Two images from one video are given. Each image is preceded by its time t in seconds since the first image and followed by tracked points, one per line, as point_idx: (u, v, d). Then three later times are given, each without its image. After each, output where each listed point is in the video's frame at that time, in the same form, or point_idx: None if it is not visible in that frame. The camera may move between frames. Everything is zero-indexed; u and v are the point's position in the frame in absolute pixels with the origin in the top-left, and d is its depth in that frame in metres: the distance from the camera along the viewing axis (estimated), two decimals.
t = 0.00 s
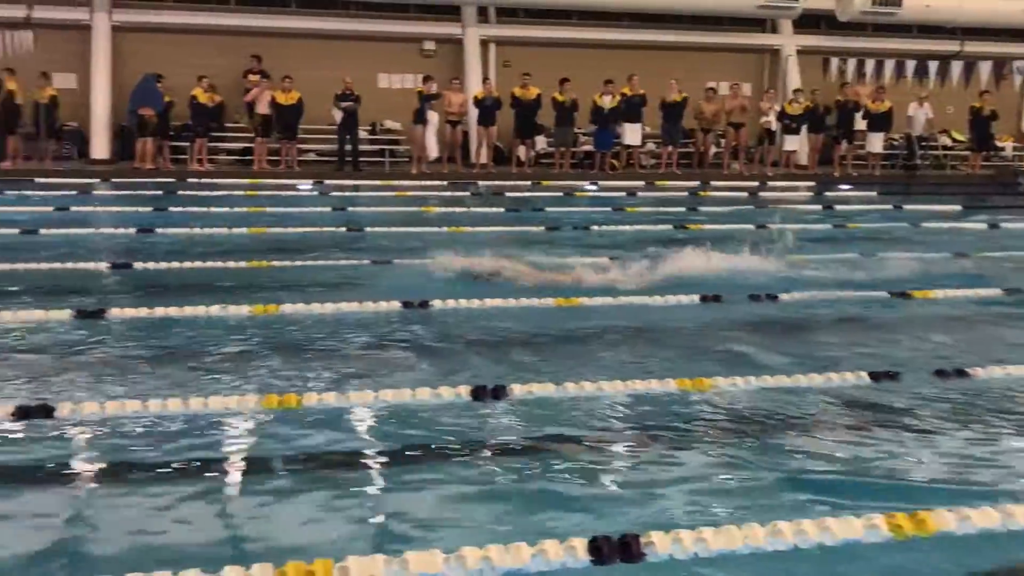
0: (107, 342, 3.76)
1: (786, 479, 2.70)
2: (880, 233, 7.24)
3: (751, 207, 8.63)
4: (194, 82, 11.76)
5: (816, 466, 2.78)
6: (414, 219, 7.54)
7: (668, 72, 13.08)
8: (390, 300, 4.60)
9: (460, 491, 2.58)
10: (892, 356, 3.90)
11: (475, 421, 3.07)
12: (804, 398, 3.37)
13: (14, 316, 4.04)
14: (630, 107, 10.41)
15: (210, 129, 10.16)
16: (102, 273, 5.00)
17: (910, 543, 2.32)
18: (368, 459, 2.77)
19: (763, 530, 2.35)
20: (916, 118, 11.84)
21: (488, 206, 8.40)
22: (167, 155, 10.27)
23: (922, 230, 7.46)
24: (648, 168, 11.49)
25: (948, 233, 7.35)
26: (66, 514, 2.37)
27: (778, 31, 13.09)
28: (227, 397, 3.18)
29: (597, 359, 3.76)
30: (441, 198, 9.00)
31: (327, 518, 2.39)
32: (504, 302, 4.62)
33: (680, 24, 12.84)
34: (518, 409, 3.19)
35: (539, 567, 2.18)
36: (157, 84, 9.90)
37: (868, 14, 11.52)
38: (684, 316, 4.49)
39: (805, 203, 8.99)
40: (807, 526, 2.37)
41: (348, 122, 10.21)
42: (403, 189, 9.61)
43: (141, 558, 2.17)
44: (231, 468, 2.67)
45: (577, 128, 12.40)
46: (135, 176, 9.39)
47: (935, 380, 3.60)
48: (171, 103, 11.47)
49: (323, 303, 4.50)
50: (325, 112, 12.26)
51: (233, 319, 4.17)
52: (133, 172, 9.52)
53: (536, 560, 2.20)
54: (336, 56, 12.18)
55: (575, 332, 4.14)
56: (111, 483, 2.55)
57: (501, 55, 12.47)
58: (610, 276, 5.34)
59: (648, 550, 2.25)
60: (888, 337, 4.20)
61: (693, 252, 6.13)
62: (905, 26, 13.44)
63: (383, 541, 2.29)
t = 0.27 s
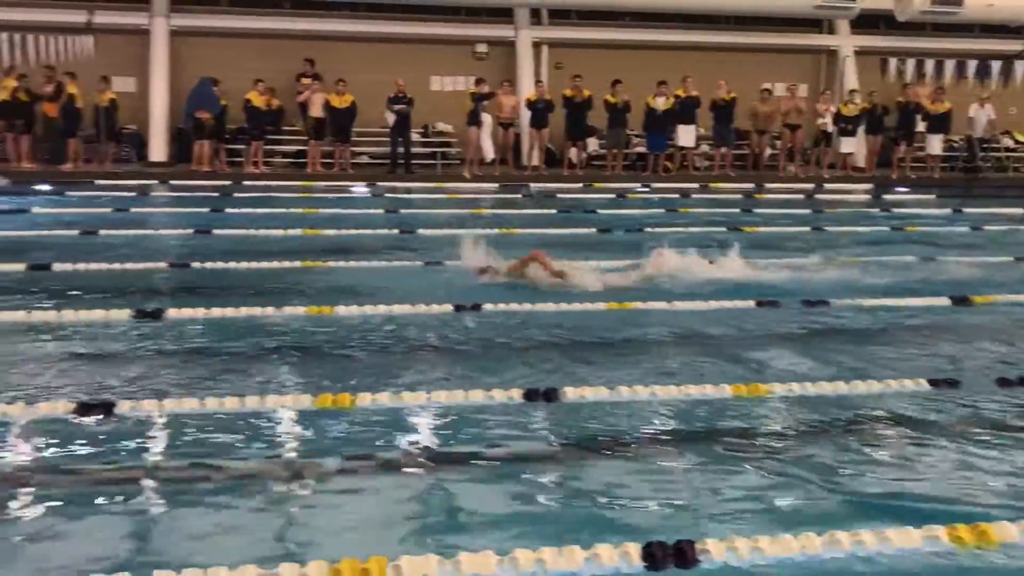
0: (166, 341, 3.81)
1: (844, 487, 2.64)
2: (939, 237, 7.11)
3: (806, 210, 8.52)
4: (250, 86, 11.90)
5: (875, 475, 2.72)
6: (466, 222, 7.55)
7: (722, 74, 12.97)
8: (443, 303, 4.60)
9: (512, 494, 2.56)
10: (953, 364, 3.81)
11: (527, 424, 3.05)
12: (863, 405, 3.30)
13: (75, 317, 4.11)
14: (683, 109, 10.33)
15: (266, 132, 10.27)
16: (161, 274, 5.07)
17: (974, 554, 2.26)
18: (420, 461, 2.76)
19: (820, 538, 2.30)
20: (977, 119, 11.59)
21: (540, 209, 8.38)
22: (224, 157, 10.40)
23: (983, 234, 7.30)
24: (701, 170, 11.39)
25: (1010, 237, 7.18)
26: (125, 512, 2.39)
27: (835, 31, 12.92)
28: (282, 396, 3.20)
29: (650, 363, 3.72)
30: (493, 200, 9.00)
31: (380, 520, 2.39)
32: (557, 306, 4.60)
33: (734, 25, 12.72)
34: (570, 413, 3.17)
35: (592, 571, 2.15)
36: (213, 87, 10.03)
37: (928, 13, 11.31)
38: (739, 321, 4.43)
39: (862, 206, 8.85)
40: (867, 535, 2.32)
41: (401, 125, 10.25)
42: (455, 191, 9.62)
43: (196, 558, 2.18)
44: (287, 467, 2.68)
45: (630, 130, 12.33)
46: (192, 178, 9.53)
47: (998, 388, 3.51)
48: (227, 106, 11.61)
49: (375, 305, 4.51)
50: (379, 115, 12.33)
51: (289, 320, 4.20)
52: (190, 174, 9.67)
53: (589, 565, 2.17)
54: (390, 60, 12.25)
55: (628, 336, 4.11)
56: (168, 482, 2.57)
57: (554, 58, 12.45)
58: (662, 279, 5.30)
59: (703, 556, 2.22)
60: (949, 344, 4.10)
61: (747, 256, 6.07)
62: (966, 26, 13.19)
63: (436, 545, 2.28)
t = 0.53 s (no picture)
0: (222, 340, 3.87)
1: (900, 495, 2.60)
2: (998, 241, 6.98)
3: (861, 214, 8.41)
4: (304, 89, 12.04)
5: (932, 482, 2.68)
6: (517, 224, 7.57)
7: (775, 76, 12.84)
8: (494, 305, 4.61)
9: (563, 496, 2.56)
10: (1013, 371, 3.74)
11: (578, 426, 3.05)
12: (919, 411, 3.25)
13: (133, 316, 4.19)
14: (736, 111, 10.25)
15: (319, 135, 10.38)
16: (217, 274, 5.15)
17: None
18: (471, 461, 2.77)
19: (875, 546, 2.27)
20: None
21: (590, 211, 8.37)
22: (278, 160, 10.53)
23: None
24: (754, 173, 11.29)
25: None
26: (182, 508, 2.43)
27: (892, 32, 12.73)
28: (335, 396, 3.23)
29: (702, 367, 3.70)
30: (544, 203, 9.00)
31: (432, 520, 2.40)
32: (608, 309, 4.59)
33: (788, 26, 12.60)
34: (621, 415, 3.16)
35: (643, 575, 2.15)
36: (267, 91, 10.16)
37: (988, 14, 11.10)
38: (792, 325, 4.39)
39: (919, 210, 8.71)
40: (923, 543, 2.28)
41: (452, 128, 10.29)
42: (506, 194, 9.64)
43: (250, 554, 2.21)
44: (339, 466, 2.70)
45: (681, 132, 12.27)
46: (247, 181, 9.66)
47: None
48: (281, 109, 11.76)
49: (427, 306, 4.54)
50: (430, 117, 12.40)
51: (342, 321, 4.25)
52: (245, 177, 9.81)
53: (640, 568, 2.16)
54: (442, 63, 12.31)
55: (680, 340, 4.09)
56: (223, 479, 2.60)
57: (606, 60, 12.42)
58: (713, 283, 5.26)
59: (755, 562, 2.20)
60: (1009, 351, 4.03)
61: (800, 260, 6.01)
62: None
63: (488, 546, 2.29)
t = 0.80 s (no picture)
0: (271, 340, 3.91)
1: (955, 505, 2.56)
2: None
3: (913, 217, 8.30)
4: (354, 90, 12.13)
5: (986, 493, 2.63)
6: (564, 226, 7.56)
7: (826, 77, 12.70)
8: (541, 307, 4.61)
9: (609, 500, 2.54)
10: None
11: (623, 429, 3.03)
12: (973, 419, 3.20)
13: (185, 315, 4.25)
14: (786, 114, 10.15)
15: (368, 137, 10.46)
16: (267, 275, 5.21)
17: None
18: (515, 462, 2.76)
19: (928, 557, 2.23)
20: None
21: (637, 213, 8.34)
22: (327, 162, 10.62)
23: None
24: (803, 175, 11.18)
25: None
26: (230, 505, 2.45)
27: (946, 33, 12.54)
28: (382, 396, 3.25)
29: (751, 371, 3.67)
30: (591, 205, 8.98)
31: (478, 522, 2.40)
32: (655, 312, 4.57)
33: (841, 27, 12.44)
34: (668, 419, 3.14)
35: None
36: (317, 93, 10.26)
37: None
38: (842, 329, 4.34)
39: (973, 214, 8.57)
40: (978, 555, 2.24)
41: (500, 130, 10.30)
42: (553, 195, 9.64)
43: (297, 552, 2.22)
44: (385, 465, 2.71)
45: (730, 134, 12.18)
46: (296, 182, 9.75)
47: None
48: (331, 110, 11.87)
49: (474, 308, 4.55)
50: (478, 119, 12.43)
51: (389, 322, 4.27)
52: (295, 178, 9.91)
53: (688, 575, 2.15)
54: (490, 64, 12.34)
55: (727, 343, 4.06)
56: (271, 476, 2.63)
57: (654, 61, 12.37)
58: (761, 287, 5.22)
59: (805, 570, 2.17)
60: None
61: (850, 263, 5.94)
62: None
63: (534, 548, 2.28)
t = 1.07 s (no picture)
0: (326, 340, 3.94)
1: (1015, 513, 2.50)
2: None
3: (974, 221, 8.15)
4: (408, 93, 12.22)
5: None
6: (617, 228, 7.53)
7: (885, 79, 12.51)
8: (593, 310, 4.60)
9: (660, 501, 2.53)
10: None
11: (675, 432, 3.02)
12: None
13: (241, 314, 4.30)
14: (844, 116, 10.02)
15: (422, 139, 10.53)
16: (321, 275, 5.26)
17: None
18: (566, 463, 2.76)
19: (989, 565, 2.19)
20: None
21: (691, 216, 8.30)
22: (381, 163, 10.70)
23: None
24: (861, 178, 11.03)
25: None
26: (283, 499, 2.46)
27: (1009, 33, 12.30)
28: (434, 396, 3.26)
29: (806, 376, 3.63)
30: (644, 207, 8.96)
31: (529, 524, 2.39)
32: (708, 315, 4.54)
33: (900, 27, 12.26)
34: (721, 423, 3.12)
35: None
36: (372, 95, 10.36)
37: None
38: (898, 334, 4.28)
39: None
40: None
41: (553, 131, 10.31)
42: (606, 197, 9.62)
43: (348, 546, 2.23)
44: (436, 463, 2.72)
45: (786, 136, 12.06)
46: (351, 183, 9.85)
47: None
48: (385, 112, 11.97)
49: (527, 309, 4.56)
50: (531, 121, 12.44)
51: (442, 323, 4.29)
52: (350, 179, 10.01)
53: None
54: (543, 66, 12.35)
55: (782, 347, 4.03)
56: (324, 472, 2.64)
57: (709, 63, 12.28)
58: (816, 290, 5.17)
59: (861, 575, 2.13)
60: None
61: (907, 268, 5.86)
62: None
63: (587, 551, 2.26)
